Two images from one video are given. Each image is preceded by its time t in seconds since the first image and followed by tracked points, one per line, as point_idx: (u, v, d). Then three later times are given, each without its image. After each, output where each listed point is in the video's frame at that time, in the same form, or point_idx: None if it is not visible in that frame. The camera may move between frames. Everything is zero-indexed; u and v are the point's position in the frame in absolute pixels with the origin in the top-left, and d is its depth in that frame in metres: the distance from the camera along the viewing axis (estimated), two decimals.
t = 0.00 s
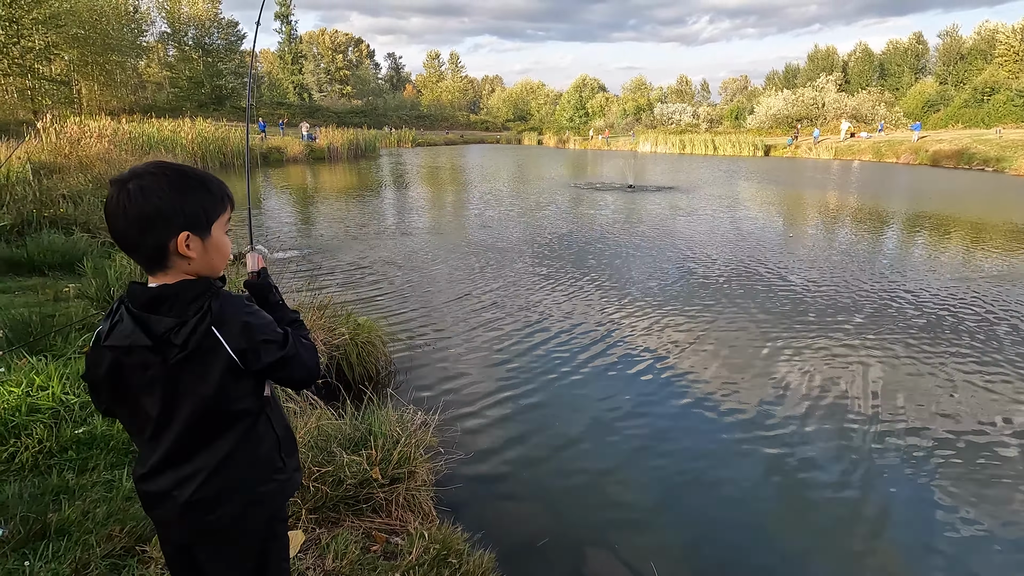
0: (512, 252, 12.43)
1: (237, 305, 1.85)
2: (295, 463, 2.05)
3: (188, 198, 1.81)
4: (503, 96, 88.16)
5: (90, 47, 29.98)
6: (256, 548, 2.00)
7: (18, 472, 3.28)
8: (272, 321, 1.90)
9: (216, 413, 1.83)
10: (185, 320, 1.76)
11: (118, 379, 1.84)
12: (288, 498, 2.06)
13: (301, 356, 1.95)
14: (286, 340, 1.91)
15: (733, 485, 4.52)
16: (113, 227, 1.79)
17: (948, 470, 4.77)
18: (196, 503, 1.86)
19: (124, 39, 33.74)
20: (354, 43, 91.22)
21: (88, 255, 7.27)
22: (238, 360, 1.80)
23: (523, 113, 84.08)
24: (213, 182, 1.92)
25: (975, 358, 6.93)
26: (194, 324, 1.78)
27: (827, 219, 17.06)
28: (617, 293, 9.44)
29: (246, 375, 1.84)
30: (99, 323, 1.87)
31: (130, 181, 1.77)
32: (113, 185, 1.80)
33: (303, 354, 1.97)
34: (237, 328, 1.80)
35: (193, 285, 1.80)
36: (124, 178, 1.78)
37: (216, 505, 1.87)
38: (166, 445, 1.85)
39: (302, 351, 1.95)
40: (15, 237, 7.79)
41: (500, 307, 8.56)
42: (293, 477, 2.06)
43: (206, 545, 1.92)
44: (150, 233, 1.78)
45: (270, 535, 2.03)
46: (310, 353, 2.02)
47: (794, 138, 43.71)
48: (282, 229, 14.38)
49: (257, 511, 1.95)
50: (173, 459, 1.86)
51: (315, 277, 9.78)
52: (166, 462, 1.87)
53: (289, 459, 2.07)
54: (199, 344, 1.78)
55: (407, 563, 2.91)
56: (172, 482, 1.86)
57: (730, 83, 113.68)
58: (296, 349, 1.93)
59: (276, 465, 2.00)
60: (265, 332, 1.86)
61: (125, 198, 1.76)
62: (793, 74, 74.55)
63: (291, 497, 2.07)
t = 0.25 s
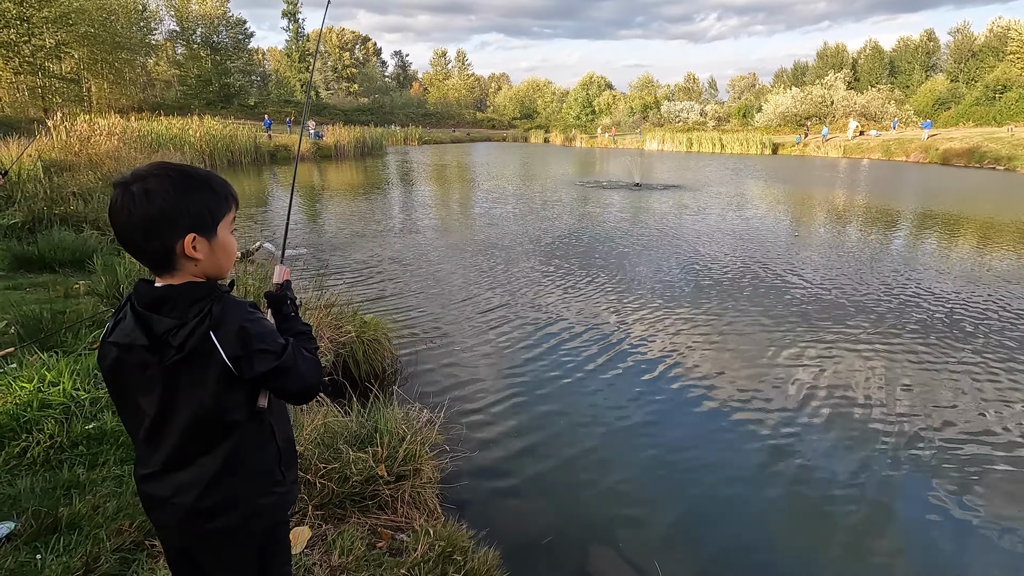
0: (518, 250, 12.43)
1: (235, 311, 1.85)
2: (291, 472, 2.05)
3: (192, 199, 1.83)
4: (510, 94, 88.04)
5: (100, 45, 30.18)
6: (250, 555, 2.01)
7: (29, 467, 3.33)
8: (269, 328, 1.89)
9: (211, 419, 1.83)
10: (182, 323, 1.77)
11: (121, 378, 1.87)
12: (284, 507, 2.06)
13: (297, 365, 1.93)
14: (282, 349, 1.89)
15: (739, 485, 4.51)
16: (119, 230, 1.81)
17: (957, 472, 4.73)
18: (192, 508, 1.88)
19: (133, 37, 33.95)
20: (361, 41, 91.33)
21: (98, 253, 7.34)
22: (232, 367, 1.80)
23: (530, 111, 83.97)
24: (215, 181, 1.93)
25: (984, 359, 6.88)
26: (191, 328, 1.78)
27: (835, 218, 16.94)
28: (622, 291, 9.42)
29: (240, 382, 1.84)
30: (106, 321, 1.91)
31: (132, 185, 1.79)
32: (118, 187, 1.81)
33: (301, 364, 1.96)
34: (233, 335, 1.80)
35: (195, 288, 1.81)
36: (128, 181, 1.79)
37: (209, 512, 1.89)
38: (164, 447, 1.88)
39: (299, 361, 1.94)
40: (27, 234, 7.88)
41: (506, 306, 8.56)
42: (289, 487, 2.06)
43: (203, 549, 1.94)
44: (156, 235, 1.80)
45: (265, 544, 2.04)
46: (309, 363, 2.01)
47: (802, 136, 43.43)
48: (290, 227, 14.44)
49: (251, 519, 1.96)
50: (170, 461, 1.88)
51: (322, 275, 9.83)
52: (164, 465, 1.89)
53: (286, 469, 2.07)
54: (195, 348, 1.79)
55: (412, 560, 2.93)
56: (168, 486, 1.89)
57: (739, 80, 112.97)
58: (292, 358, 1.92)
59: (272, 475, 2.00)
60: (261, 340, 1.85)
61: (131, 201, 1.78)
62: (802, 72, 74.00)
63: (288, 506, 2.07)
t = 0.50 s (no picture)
0: (522, 248, 12.43)
1: (230, 318, 1.81)
2: (285, 488, 2.00)
3: (205, 201, 1.83)
4: (514, 91, 87.91)
5: (105, 42, 30.25)
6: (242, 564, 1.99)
7: (41, 461, 3.36)
8: (261, 339, 1.84)
9: (198, 424, 1.82)
10: (175, 324, 1.76)
11: (127, 371, 1.92)
12: (274, 522, 2.01)
13: (285, 381, 1.85)
14: (271, 363, 1.82)
15: (743, 482, 4.51)
16: (131, 229, 1.83)
17: (962, 470, 4.72)
18: (183, 511, 1.89)
19: (137, 34, 33.99)
20: (364, 38, 91.34)
21: (104, 248, 7.37)
22: (217, 375, 1.77)
23: (534, 107, 83.84)
24: (228, 183, 1.93)
25: (991, 356, 6.86)
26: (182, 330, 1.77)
27: (841, 215, 16.87)
28: (628, 289, 9.42)
29: (229, 391, 1.81)
30: (120, 315, 1.96)
31: (146, 183, 1.80)
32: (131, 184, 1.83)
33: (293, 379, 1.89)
34: (222, 343, 1.76)
35: (195, 290, 1.81)
36: (141, 180, 1.81)
37: (198, 518, 1.88)
38: (158, 447, 1.89)
39: (289, 376, 1.86)
40: (34, 231, 7.93)
41: (510, 303, 8.58)
42: (283, 501, 2.02)
43: (194, 552, 1.95)
44: (168, 237, 1.82)
45: (257, 556, 2.00)
46: (305, 378, 1.93)
47: (808, 133, 43.23)
48: (295, 224, 14.48)
49: (241, 529, 1.94)
50: (163, 462, 1.90)
51: (327, 272, 9.86)
52: (160, 464, 1.91)
53: (282, 482, 2.03)
54: (184, 350, 1.77)
55: (419, 555, 2.95)
56: (163, 486, 1.91)
57: (744, 78, 112.55)
58: (279, 374, 1.84)
59: (263, 486, 1.96)
60: (251, 350, 1.80)
61: (144, 199, 1.79)
62: (807, 69, 73.62)
63: (281, 519, 2.03)
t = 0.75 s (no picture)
0: (523, 244, 12.45)
1: (224, 311, 1.80)
2: (277, 486, 1.96)
3: (206, 190, 1.84)
4: (515, 87, 87.69)
5: (106, 38, 30.24)
6: (233, 562, 1.96)
7: (46, 452, 3.39)
8: (252, 334, 1.80)
9: (187, 416, 1.80)
10: (171, 314, 1.77)
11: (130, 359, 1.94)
12: (266, 521, 1.97)
13: (273, 379, 1.80)
14: (261, 358, 1.78)
15: (743, 476, 4.54)
16: (136, 218, 1.85)
17: (961, 466, 4.75)
18: (173, 505, 1.86)
19: (138, 31, 33.98)
20: (366, 35, 91.16)
21: (107, 243, 7.39)
22: (207, 367, 1.74)
23: (535, 104, 83.69)
24: (232, 174, 1.95)
25: (991, 353, 6.87)
26: (178, 320, 1.77)
27: (843, 213, 16.86)
28: (629, 285, 9.44)
29: (218, 384, 1.78)
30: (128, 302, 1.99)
31: (148, 172, 1.82)
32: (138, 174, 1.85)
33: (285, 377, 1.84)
34: (213, 334, 1.74)
35: (192, 279, 1.81)
36: (146, 169, 1.83)
37: (186, 512, 1.85)
38: (153, 437, 1.89)
39: (280, 374, 1.81)
40: (38, 226, 7.96)
41: (511, 299, 8.61)
42: (275, 500, 1.97)
43: (186, 545, 1.94)
44: (171, 227, 1.83)
45: (249, 553, 1.97)
46: (297, 376, 1.88)
47: (810, 131, 43.11)
48: (296, 220, 14.51)
49: (232, 525, 1.90)
50: (156, 452, 1.89)
51: (329, 267, 9.89)
52: (153, 455, 1.90)
53: (275, 481, 1.99)
54: (178, 340, 1.76)
55: (422, 546, 2.98)
56: (154, 479, 1.89)
57: (747, 74, 112.21)
58: (269, 370, 1.79)
59: (254, 484, 1.92)
60: (241, 344, 1.76)
61: (148, 189, 1.81)
62: (810, 66, 73.38)
63: (276, 518, 1.99)
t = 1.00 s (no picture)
0: (524, 240, 12.45)
1: (206, 294, 1.78)
2: (259, 477, 1.92)
3: (166, 177, 1.81)
4: (517, 84, 87.50)
5: (108, 34, 30.25)
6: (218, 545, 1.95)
7: (47, 442, 3.41)
8: (232, 318, 1.77)
9: (168, 395, 1.80)
10: (155, 292, 1.80)
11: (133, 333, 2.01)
12: (249, 511, 1.94)
13: (246, 370, 1.73)
14: (236, 346, 1.73)
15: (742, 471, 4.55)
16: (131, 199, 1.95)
17: (958, 460, 4.76)
18: (156, 482, 1.87)
19: (140, 27, 33.97)
20: (367, 31, 90.97)
21: (109, 238, 7.41)
22: (184, 347, 1.74)
23: (537, 101, 83.48)
24: (221, 162, 1.90)
25: (991, 350, 6.88)
26: (161, 299, 1.79)
27: (845, 210, 16.82)
28: (629, 281, 9.45)
29: (195, 366, 1.77)
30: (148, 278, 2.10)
31: (143, 154, 1.84)
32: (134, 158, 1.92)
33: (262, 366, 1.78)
34: (190, 315, 1.74)
35: (163, 262, 1.81)
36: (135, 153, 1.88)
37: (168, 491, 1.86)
38: (141, 413, 1.91)
39: (252, 362, 1.74)
40: (39, 220, 7.99)
41: (511, 295, 8.62)
42: (256, 491, 1.93)
43: (169, 524, 1.95)
44: (144, 212, 1.86)
45: (229, 539, 1.95)
46: (274, 369, 1.81)
47: (812, 128, 42.99)
48: (298, 215, 14.53)
49: (216, 510, 1.89)
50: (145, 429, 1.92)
51: (330, 263, 9.91)
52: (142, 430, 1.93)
53: (259, 472, 1.96)
54: (161, 318, 1.78)
55: (420, 535, 3.00)
56: (143, 457, 1.90)
57: (749, 71, 111.75)
58: (242, 359, 1.73)
59: (237, 473, 1.90)
60: (217, 327, 1.73)
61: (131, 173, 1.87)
62: (813, 63, 73.09)
63: (258, 510, 1.95)
